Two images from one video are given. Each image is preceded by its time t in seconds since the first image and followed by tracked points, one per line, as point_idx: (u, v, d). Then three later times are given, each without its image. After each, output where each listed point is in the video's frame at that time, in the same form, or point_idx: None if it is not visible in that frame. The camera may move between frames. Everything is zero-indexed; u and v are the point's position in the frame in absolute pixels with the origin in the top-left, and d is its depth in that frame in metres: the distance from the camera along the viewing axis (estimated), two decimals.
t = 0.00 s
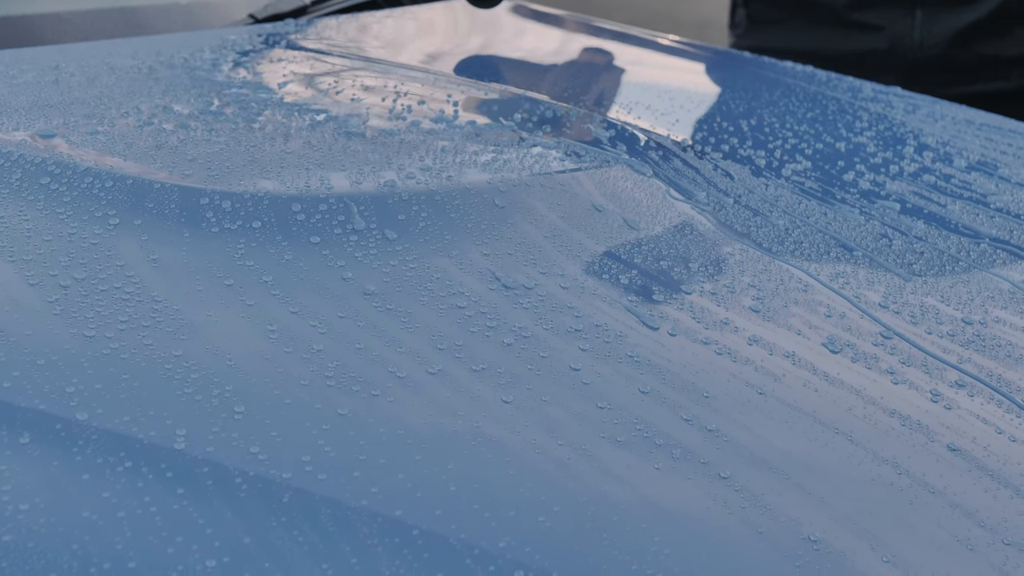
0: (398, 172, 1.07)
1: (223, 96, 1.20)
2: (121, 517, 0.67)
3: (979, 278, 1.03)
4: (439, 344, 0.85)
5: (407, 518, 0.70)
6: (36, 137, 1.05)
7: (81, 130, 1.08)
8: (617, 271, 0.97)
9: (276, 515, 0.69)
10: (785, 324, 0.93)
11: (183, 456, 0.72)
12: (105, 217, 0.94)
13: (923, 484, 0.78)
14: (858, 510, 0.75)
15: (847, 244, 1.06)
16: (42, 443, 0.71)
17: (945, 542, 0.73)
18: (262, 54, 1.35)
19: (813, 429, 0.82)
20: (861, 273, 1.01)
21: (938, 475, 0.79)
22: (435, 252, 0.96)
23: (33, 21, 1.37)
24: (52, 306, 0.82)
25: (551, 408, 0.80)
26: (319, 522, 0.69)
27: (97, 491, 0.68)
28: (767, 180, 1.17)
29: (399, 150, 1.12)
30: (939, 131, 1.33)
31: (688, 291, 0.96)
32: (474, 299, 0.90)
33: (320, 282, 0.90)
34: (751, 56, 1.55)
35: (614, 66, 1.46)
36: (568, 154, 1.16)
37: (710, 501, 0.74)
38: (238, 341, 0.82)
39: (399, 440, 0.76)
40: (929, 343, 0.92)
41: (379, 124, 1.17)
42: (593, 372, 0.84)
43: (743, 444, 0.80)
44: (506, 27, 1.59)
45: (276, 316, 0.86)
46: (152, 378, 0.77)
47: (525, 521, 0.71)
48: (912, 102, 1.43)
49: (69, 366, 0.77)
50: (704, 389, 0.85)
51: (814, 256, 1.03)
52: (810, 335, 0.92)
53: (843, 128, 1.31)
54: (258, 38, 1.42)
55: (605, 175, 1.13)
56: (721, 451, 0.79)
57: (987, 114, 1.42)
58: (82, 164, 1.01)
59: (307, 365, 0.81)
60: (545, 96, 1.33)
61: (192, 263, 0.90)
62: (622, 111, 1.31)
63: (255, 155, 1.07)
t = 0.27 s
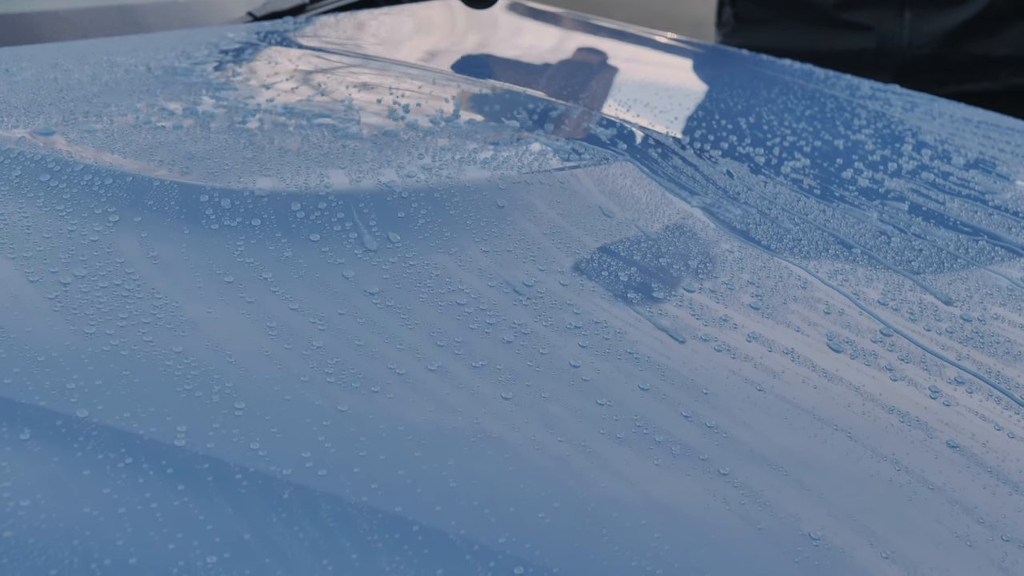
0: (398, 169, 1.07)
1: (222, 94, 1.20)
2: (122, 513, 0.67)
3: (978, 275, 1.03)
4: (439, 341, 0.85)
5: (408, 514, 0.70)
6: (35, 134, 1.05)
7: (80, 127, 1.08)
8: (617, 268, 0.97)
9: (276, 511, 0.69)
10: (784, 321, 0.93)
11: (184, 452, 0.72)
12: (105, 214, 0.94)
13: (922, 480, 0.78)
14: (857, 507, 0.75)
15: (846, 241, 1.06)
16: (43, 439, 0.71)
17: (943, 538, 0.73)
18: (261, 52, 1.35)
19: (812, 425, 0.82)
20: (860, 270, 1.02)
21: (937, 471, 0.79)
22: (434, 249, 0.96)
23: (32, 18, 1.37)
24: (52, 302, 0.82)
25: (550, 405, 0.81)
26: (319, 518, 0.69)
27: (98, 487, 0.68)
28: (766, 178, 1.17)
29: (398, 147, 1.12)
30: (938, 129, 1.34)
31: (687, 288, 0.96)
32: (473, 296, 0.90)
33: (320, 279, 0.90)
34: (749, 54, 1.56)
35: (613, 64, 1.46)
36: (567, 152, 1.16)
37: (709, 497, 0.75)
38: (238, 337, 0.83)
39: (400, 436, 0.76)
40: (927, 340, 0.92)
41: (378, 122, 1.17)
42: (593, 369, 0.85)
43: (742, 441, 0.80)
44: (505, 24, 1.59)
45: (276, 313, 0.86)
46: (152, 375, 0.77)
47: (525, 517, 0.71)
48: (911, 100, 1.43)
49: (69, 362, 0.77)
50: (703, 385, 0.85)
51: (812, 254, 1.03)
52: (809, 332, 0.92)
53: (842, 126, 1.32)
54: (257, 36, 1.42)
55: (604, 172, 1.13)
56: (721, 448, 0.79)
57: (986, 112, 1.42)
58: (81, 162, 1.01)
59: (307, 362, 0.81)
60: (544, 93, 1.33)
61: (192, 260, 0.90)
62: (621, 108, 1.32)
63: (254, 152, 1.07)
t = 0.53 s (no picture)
0: (398, 167, 1.07)
1: (222, 92, 1.20)
2: (123, 510, 0.67)
3: (977, 273, 1.03)
4: (439, 338, 0.85)
5: (408, 511, 0.70)
6: (35, 132, 1.05)
7: (80, 125, 1.08)
8: (617, 266, 0.97)
9: (277, 508, 0.69)
10: (784, 319, 0.94)
11: (184, 449, 0.72)
12: (105, 211, 0.94)
13: (921, 477, 0.78)
14: (856, 504, 0.75)
15: (845, 239, 1.06)
16: (43, 436, 0.71)
17: (943, 536, 0.73)
18: (261, 50, 1.35)
19: (811, 422, 0.83)
20: (859, 268, 1.02)
21: (936, 469, 0.79)
22: (434, 247, 0.96)
23: (31, 16, 1.37)
24: (52, 300, 0.82)
25: (550, 402, 0.81)
26: (320, 515, 0.69)
27: (98, 484, 0.69)
28: (765, 176, 1.17)
29: (398, 145, 1.12)
30: (937, 127, 1.33)
31: (687, 286, 0.96)
32: (473, 293, 0.90)
33: (320, 277, 0.90)
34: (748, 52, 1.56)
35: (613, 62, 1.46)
36: (566, 150, 1.16)
37: (709, 494, 0.75)
38: (238, 334, 0.83)
39: (400, 434, 0.76)
40: (926, 338, 0.93)
41: (375, 120, 1.17)
42: (592, 366, 0.85)
43: (741, 438, 0.80)
44: (505, 23, 1.59)
45: (276, 311, 0.86)
46: (153, 372, 0.78)
47: (526, 514, 0.71)
48: (909, 98, 1.42)
49: (70, 360, 0.77)
50: (703, 383, 0.85)
51: (811, 252, 1.04)
52: (808, 330, 0.93)
53: (841, 124, 1.32)
54: (256, 34, 1.42)
55: (603, 170, 1.13)
56: (720, 445, 0.79)
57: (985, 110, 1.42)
58: (81, 160, 1.01)
59: (307, 359, 0.81)
60: (543, 91, 1.33)
61: (192, 258, 0.90)
62: (620, 106, 1.32)
63: (254, 150, 1.07)
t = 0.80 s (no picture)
0: (398, 165, 1.07)
1: (223, 89, 1.20)
2: (125, 507, 0.67)
3: (977, 271, 1.03)
4: (440, 335, 0.85)
5: (410, 507, 0.70)
6: (35, 130, 1.05)
7: (81, 123, 1.08)
8: (617, 263, 0.98)
9: (279, 504, 0.69)
10: (785, 316, 0.94)
11: (186, 446, 0.72)
12: (106, 209, 0.94)
13: (921, 474, 0.79)
14: (856, 501, 0.76)
15: (845, 237, 1.06)
16: (46, 433, 0.72)
17: (942, 533, 0.74)
18: (261, 47, 1.35)
19: (811, 419, 0.83)
20: (859, 266, 1.02)
21: (936, 466, 0.80)
22: (435, 244, 0.96)
23: (31, 14, 1.37)
24: (53, 297, 0.83)
25: (551, 399, 0.81)
26: (322, 512, 0.69)
27: (101, 481, 0.69)
28: (764, 174, 1.17)
29: (398, 142, 1.12)
30: (936, 124, 1.33)
31: (687, 283, 0.96)
32: (474, 290, 0.91)
33: (321, 274, 0.90)
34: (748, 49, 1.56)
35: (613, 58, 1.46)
36: (567, 147, 1.16)
37: (710, 491, 0.75)
38: (240, 331, 0.83)
39: (401, 430, 0.76)
40: (926, 335, 0.93)
41: (372, 117, 1.17)
42: (593, 363, 0.85)
43: (742, 435, 0.80)
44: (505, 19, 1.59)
45: (277, 308, 0.86)
46: (155, 369, 0.78)
47: (527, 510, 0.71)
48: (908, 95, 1.42)
49: (72, 356, 0.77)
50: (703, 380, 0.85)
51: (810, 250, 1.04)
52: (808, 327, 0.93)
53: (841, 122, 1.32)
54: (255, 32, 1.41)
55: (603, 167, 1.13)
56: (721, 442, 0.80)
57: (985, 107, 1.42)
58: (82, 157, 1.01)
59: (308, 356, 0.81)
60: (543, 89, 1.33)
61: (193, 255, 0.90)
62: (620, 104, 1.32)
63: (255, 148, 1.07)
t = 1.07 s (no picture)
0: (400, 162, 1.08)
1: (223, 86, 1.20)
2: (129, 503, 0.68)
3: (977, 268, 1.04)
4: (442, 332, 0.85)
5: (414, 503, 0.70)
6: (36, 127, 1.05)
7: (82, 120, 1.08)
8: (619, 260, 0.98)
9: (283, 500, 0.69)
10: (787, 312, 0.94)
11: (189, 441, 0.72)
12: (108, 206, 0.94)
13: (923, 471, 0.79)
14: (858, 497, 0.76)
15: (846, 234, 1.07)
16: (50, 429, 0.72)
17: (944, 529, 0.74)
18: (261, 44, 1.35)
19: (813, 415, 0.83)
20: (860, 263, 1.02)
21: (938, 462, 0.80)
22: (437, 241, 0.96)
23: (31, 12, 1.36)
24: (56, 294, 0.83)
25: (554, 396, 0.81)
26: (325, 508, 0.69)
27: (105, 477, 0.69)
28: (764, 171, 1.18)
29: (400, 139, 1.12)
30: (935, 122, 1.33)
31: (688, 280, 0.96)
32: (475, 287, 0.91)
33: (323, 271, 0.90)
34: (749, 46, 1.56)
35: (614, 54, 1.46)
36: (567, 145, 1.16)
37: (712, 487, 0.75)
38: (244, 328, 0.83)
39: (404, 426, 0.76)
40: (927, 332, 0.93)
41: (366, 115, 1.17)
42: (595, 360, 0.85)
43: (743, 432, 0.81)
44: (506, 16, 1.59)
45: (279, 304, 0.86)
46: (158, 365, 0.78)
47: (530, 506, 0.72)
48: (908, 92, 1.42)
49: (75, 353, 0.78)
50: (705, 377, 0.85)
51: (811, 247, 1.04)
52: (810, 324, 0.93)
53: (842, 118, 1.32)
54: (255, 29, 1.40)
55: (604, 164, 1.14)
56: (723, 439, 0.80)
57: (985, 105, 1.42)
58: (84, 154, 1.01)
59: (311, 353, 0.81)
60: (544, 85, 1.33)
61: (196, 252, 0.90)
62: (621, 100, 1.32)
63: (256, 145, 1.07)
